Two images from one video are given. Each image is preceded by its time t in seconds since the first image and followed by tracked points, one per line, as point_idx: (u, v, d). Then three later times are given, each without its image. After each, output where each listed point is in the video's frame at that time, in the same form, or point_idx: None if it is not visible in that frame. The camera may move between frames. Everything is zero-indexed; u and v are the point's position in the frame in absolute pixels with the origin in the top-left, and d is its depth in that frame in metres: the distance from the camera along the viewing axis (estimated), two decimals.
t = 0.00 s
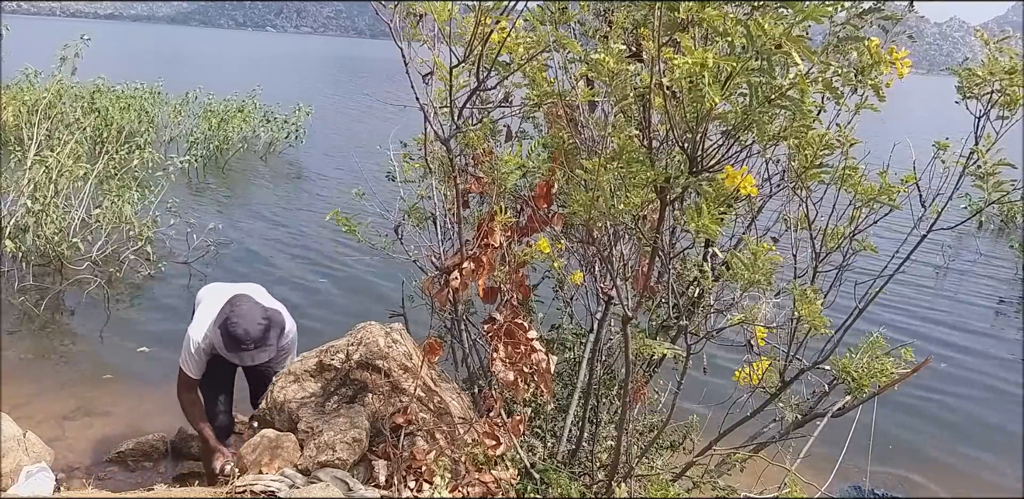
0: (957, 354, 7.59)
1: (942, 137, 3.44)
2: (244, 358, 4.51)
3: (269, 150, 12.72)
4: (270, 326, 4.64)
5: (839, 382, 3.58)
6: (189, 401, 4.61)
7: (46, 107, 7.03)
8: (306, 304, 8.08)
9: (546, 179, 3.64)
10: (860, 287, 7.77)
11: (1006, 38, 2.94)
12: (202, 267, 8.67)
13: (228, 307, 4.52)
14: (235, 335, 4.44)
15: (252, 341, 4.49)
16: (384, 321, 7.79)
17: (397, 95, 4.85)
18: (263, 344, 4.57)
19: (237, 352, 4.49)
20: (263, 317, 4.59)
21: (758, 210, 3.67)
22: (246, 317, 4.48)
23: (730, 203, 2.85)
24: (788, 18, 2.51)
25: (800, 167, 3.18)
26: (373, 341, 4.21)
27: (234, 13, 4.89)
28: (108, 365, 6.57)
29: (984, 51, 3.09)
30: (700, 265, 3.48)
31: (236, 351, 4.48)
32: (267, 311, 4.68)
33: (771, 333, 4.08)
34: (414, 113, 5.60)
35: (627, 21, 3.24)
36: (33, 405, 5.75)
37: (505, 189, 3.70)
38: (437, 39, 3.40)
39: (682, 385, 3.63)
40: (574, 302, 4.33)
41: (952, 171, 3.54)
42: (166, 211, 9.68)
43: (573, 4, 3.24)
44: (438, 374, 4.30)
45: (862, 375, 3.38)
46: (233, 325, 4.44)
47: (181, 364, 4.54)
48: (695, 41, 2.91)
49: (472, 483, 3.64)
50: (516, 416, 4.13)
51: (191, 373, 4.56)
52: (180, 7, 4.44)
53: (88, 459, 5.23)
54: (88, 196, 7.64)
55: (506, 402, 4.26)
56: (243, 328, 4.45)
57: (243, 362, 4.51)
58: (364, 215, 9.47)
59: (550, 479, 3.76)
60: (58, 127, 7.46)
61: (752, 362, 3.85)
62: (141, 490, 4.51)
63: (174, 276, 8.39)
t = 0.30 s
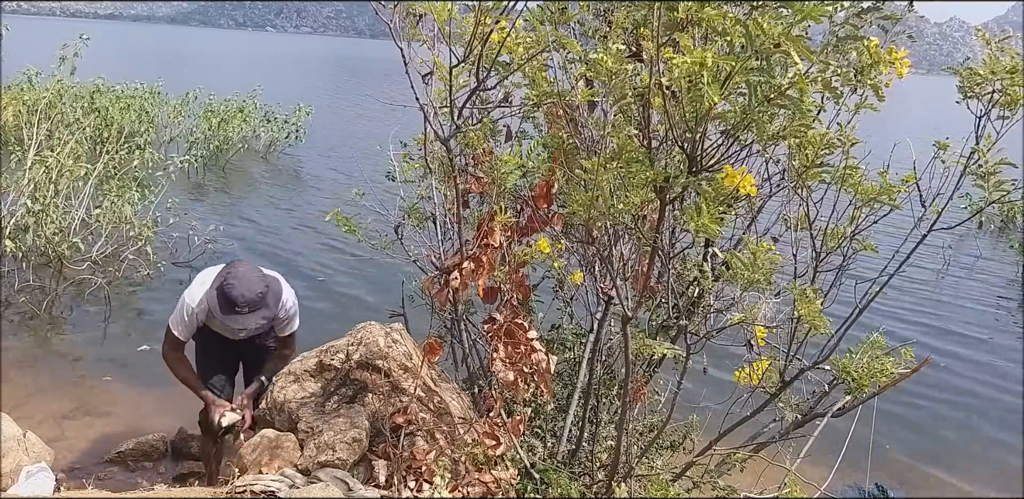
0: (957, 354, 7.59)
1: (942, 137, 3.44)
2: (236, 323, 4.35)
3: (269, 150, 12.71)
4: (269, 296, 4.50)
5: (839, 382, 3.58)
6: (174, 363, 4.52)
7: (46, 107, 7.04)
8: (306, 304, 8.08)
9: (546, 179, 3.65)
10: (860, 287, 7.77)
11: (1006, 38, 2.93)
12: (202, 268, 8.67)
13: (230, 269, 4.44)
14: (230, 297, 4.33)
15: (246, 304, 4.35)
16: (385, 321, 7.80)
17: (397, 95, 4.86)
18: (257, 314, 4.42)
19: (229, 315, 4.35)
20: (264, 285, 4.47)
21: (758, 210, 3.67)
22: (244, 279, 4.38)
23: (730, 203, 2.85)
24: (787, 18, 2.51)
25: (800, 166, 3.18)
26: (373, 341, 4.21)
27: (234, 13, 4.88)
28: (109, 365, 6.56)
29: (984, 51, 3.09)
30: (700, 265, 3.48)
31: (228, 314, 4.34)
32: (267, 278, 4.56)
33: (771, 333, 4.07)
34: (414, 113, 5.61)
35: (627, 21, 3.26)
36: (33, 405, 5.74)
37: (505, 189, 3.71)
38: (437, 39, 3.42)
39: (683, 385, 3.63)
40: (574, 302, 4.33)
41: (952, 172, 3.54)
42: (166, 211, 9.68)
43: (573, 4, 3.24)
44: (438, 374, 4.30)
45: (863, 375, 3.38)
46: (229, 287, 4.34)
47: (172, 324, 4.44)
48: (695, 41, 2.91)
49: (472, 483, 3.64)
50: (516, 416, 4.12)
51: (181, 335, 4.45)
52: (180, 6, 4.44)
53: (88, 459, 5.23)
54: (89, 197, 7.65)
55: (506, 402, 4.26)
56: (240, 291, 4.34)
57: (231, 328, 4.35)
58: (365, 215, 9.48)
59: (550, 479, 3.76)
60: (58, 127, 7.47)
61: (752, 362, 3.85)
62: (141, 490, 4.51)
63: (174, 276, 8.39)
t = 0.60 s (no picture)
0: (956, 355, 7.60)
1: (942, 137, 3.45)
2: (231, 334, 4.30)
3: (269, 150, 12.72)
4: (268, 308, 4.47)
5: (839, 382, 3.58)
6: (172, 374, 4.44)
7: (46, 107, 7.05)
8: (306, 304, 8.09)
9: (546, 179, 3.65)
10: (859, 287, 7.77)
11: (1007, 38, 2.93)
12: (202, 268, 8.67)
13: (229, 280, 4.43)
14: (227, 308, 4.30)
15: (242, 315, 4.31)
16: (385, 321, 7.81)
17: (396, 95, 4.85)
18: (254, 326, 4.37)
19: (226, 327, 4.31)
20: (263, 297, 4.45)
21: (758, 209, 3.67)
22: (240, 290, 4.36)
23: (730, 203, 2.85)
24: (788, 18, 2.52)
25: (800, 166, 3.18)
26: (373, 341, 4.21)
27: (234, 13, 4.85)
28: (108, 365, 6.56)
29: (984, 51, 3.09)
30: (700, 265, 3.48)
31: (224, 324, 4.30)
32: (265, 292, 4.53)
33: (771, 333, 4.07)
34: (414, 113, 5.61)
35: (626, 21, 3.28)
36: (34, 405, 5.74)
37: (505, 189, 3.71)
38: (437, 39, 3.41)
39: (683, 385, 3.63)
40: (574, 302, 4.33)
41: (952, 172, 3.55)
42: (166, 211, 9.68)
43: (573, 4, 3.24)
44: (438, 374, 4.30)
45: (863, 375, 3.37)
46: (227, 297, 4.32)
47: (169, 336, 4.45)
48: (695, 41, 2.91)
49: (472, 483, 3.64)
50: (516, 416, 4.12)
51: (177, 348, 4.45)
52: (180, 6, 4.43)
53: (88, 459, 5.23)
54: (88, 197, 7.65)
55: (506, 401, 4.25)
56: (236, 302, 4.31)
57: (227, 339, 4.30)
58: (364, 215, 9.48)
59: (550, 479, 3.76)
60: (58, 127, 7.47)
61: (752, 362, 3.85)
62: (141, 490, 4.50)
63: (174, 276, 8.39)
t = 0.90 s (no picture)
0: (955, 357, 7.64)
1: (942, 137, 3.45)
2: (222, 322, 4.38)
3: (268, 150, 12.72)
4: (259, 299, 4.54)
5: (839, 382, 3.58)
6: (168, 357, 4.49)
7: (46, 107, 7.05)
8: (306, 304, 8.09)
9: (546, 179, 3.65)
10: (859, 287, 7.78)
11: (1007, 38, 2.93)
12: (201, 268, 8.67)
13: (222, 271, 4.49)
14: (219, 299, 4.36)
15: (232, 306, 4.38)
16: (384, 321, 7.81)
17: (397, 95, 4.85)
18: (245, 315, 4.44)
19: (218, 316, 4.39)
20: (254, 288, 4.51)
21: (758, 209, 3.67)
22: (231, 281, 4.41)
23: (730, 203, 2.85)
24: (788, 18, 2.51)
25: (800, 166, 3.18)
26: (372, 341, 4.22)
27: (234, 13, 4.81)
28: (108, 365, 6.57)
29: (984, 51, 3.08)
30: (700, 265, 3.48)
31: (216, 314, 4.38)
32: (257, 281, 4.57)
33: (771, 333, 4.07)
34: (414, 113, 5.61)
35: (627, 21, 3.29)
36: (33, 405, 5.73)
37: (506, 189, 3.71)
38: (437, 39, 3.42)
39: (683, 385, 3.63)
40: (574, 302, 4.33)
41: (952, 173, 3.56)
42: (165, 211, 9.68)
43: (573, 4, 3.24)
44: (438, 374, 4.30)
45: (863, 375, 3.37)
46: (217, 288, 4.38)
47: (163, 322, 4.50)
48: (695, 41, 2.90)
49: (472, 483, 3.64)
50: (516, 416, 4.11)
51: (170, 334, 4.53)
52: (180, 6, 4.43)
53: (88, 459, 5.23)
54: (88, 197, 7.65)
55: (506, 401, 4.25)
56: (227, 292, 4.37)
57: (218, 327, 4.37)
58: (364, 215, 9.48)
59: (550, 479, 3.76)
60: (58, 127, 7.48)
61: (752, 362, 3.86)
62: (141, 490, 4.50)
63: (174, 276, 8.39)
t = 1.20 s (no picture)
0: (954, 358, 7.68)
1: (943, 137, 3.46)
2: (217, 314, 4.21)
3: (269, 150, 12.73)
4: (256, 290, 4.34)
5: (839, 382, 3.58)
6: (165, 345, 4.49)
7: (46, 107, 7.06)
8: (306, 304, 8.09)
9: (546, 178, 3.65)
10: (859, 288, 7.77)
11: (1007, 38, 2.92)
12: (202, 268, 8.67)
13: (220, 260, 4.31)
14: (214, 290, 4.19)
15: (227, 298, 4.19)
16: (384, 320, 7.81)
17: (397, 95, 4.85)
18: (241, 308, 4.25)
19: (213, 307, 4.23)
20: (252, 279, 4.31)
21: (757, 210, 3.69)
22: (228, 270, 4.23)
23: (729, 203, 2.85)
24: (788, 18, 2.51)
25: (800, 166, 3.19)
26: (373, 341, 4.24)
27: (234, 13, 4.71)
28: (109, 365, 6.57)
29: (984, 51, 3.08)
30: (700, 265, 3.49)
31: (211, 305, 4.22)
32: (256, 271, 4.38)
33: (771, 333, 4.07)
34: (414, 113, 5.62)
35: (626, 22, 3.32)
36: (34, 404, 5.74)
37: (506, 189, 3.73)
38: (437, 39, 3.42)
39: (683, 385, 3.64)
40: (574, 302, 4.33)
41: (953, 174, 3.63)
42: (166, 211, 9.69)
43: (573, 4, 3.24)
44: (438, 374, 4.30)
45: (863, 375, 3.37)
46: (213, 278, 4.21)
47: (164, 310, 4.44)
48: (695, 41, 2.90)
49: (472, 483, 3.64)
50: (517, 416, 4.11)
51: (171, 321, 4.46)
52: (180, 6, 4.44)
53: (88, 459, 5.23)
54: (88, 196, 7.65)
55: (506, 402, 4.22)
56: (222, 282, 4.19)
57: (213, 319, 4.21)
58: (364, 215, 9.49)
59: (550, 479, 3.76)
60: (59, 127, 7.48)
61: (752, 362, 3.86)
62: (141, 490, 4.50)
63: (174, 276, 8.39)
